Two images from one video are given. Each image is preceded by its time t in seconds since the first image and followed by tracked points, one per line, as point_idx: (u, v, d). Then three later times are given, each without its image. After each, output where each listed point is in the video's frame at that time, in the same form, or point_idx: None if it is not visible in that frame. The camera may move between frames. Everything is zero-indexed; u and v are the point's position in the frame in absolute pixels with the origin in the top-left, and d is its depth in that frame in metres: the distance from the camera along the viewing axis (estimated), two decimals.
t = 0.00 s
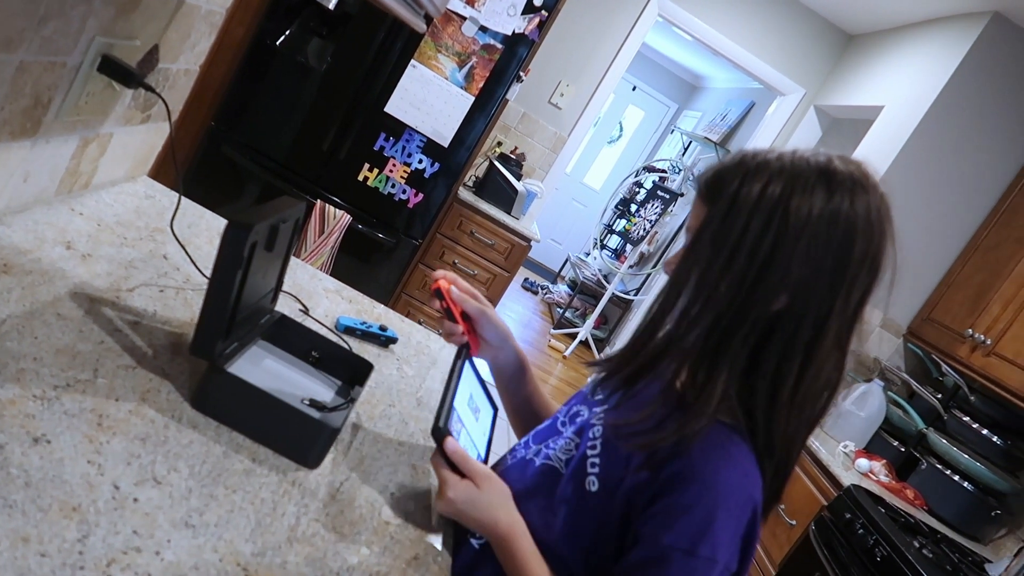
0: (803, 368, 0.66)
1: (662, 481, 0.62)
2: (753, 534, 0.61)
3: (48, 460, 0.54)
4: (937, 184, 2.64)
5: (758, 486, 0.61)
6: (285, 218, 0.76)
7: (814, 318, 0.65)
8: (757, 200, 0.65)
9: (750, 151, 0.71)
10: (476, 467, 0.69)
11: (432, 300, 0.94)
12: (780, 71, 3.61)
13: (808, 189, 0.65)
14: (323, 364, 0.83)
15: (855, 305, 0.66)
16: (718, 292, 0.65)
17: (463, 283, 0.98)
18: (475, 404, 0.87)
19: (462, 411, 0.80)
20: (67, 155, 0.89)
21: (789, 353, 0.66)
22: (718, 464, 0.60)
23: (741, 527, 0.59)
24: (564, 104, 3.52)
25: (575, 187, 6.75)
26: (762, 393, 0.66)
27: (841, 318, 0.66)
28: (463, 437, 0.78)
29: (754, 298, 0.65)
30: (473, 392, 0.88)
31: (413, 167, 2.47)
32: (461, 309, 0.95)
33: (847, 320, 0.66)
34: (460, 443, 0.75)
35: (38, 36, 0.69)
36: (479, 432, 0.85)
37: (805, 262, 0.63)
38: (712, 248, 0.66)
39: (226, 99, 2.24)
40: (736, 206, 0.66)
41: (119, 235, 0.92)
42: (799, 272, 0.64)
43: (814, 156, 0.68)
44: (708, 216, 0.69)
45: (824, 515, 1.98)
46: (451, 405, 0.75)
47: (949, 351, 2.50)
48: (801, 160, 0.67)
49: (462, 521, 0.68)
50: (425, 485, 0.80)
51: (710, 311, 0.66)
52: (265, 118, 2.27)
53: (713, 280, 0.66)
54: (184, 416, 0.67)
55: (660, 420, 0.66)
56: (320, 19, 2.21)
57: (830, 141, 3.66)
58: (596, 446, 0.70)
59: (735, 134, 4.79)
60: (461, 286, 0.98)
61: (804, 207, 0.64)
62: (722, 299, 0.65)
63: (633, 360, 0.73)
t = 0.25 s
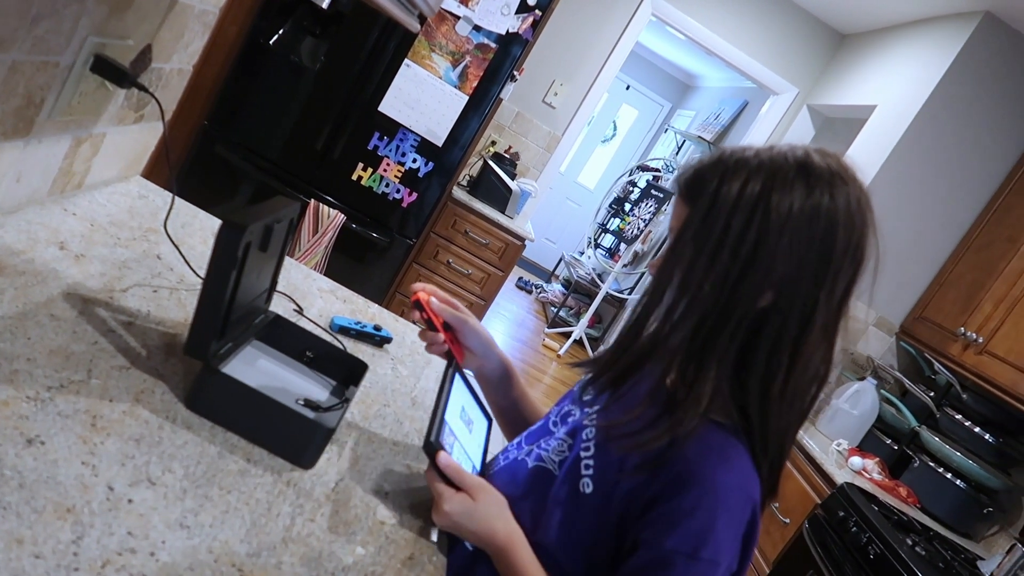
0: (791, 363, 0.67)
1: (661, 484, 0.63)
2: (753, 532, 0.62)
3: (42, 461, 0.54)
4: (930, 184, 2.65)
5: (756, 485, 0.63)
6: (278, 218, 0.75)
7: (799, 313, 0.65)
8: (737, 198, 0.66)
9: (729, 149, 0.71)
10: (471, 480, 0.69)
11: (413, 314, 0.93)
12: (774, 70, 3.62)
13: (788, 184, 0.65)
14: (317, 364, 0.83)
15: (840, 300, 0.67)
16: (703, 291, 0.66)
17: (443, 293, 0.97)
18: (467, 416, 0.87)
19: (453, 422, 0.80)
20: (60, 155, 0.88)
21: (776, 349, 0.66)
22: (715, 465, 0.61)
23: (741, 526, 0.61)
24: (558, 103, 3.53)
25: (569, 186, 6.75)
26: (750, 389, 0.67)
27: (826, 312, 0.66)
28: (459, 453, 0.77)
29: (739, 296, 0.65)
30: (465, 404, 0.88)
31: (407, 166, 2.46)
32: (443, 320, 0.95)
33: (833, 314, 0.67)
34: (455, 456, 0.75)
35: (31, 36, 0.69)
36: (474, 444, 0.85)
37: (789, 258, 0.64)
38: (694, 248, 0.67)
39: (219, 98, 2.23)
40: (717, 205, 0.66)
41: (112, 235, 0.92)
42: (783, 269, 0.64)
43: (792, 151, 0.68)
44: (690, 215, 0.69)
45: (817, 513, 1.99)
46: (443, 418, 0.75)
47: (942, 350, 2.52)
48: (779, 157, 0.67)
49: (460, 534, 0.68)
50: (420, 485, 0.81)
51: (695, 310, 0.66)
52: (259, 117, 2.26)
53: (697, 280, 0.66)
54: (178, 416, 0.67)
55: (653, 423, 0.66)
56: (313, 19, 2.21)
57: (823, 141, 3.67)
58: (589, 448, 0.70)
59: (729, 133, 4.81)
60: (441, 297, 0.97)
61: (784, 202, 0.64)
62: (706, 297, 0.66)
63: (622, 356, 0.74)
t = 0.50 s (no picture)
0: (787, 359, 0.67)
1: (663, 480, 0.63)
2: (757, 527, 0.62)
3: (48, 462, 0.55)
4: (933, 182, 2.65)
5: (759, 480, 0.63)
6: (281, 219, 0.75)
7: (796, 310, 0.65)
8: (733, 194, 0.65)
9: (724, 147, 0.71)
10: (475, 492, 0.68)
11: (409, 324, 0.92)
12: (776, 69, 3.61)
13: (784, 181, 0.65)
14: (320, 364, 0.83)
15: (839, 296, 0.67)
16: (699, 288, 0.66)
17: (436, 300, 0.96)
18: (470, 429, 0.86)
19: (455, 437, 0.79)
20: (64, 156, 0.89)
21: (772, 346, 0.66)
22: (717, 459, 0.61)
23: (746, 520, 0.60)
24: (560, 103, 3.53)
25: (571, 186, 6.75)
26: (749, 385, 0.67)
27: (823, 307, 0.66)
28: (462, 467, 0.76)
29: (735, 293, 0.65)
30: (467, 417, 0.87)
31: (409, 166, 2.46)
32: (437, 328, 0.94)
33: (830, 310, 0.67)
34: (456, 469, 0.74)
35: (35, 38, 0.69)
36: (479, 458, 0.84)
37: (786, 254, 0.64)
38: (690, 244, 0.67)
39: (221, 98, 2.24)
40: (713, 201, 0.66)
41: (116, 236, 0.92)
42: (779, 266, 0.64)
43: (787, 148, 0.68)
44: (685, 212, 0.69)
45: (820, 512, 1.99)
46: (443, 431, 0.75)
47: (945, 349, 2.51)
48: (773, 154, 0.67)
49: (467, 546, 0.68)
50: (423, 486, 0.81)
51: (691, 308, 0.66)
52: (261, 118, 2.27)
53: (694, 276, 0.66)
54: (182, 417, 0.68)
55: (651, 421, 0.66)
56: (315, 19, 2.21)
57: (825, 139, 3.66)
58: (591, 449, 0.70)
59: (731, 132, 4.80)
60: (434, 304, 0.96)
61: (780, 198, 0.64)
62: (702, 293, 0.65)
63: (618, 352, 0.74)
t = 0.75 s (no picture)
0: (787, 354, 0.66)
1: (665, 480, 0.63)
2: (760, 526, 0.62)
3: (54, 463, 0.55)
4: (938, 182, 2.64)
5: (762, 479, 0.62)
6: (287, 221, 0.75)
7: (796, 308, 0.65)
8: (732, 193, 0.65)
9: (723, 146, 0.71)
10: (474, 495, 0.69)
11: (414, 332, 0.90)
12: (780, 69, 3.60)
13: (783, 179, 0.65)
14: (325, 365, 0.83)
15: (837, 292, 0.67)
16: (698, 287, 0.66)
17: (437, 306, 0.95)
18: (477, 432, 0.86)
19: (461, 440, 0.80)
20: (69, 158, 0.89)
21: (771, 343, 0.66)
22: (719, 458, 0.61)
23: (749, 519, 0.60)
24: (564, 104, 3.53)
25: (575, 187, 6.75)
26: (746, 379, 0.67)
27: (823, 304, 0.66)
28: (465, 470, 0.77)
29: (734, 292, 0.65)
30: (474, 420, 0.87)
31: (413, 167, 2.47)
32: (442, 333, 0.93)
33: (831, 307, 0.67)
34: (461, 475, 0.74)
35: (41, 40, 0.69)
36: (485, 464, 0.84)
37: (786, 252, 0.63)
38: (689, 243, 0.67)
39: (226, 100, 2.24)
40: (712, 199, 0.66)
41: (121, 237, 0.93)
42: (779, 263, 0.64)
43: (787, 146, 0.68)
44: (685, 210, 0.69)
45: (826, 514, 1.98)
46: (447, 435, 0.75)
47: (951, 350, 2.50)
48: (772, 152, 0.67)
49: (469, 551, 0.67)
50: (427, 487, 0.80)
51: (692, 305, 0.66)
52: (265, 119, 2.27)
53: (693, 274, 0.66)
54: (187, 418, 0.68)
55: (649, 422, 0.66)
56: (319, 20, 2.19)
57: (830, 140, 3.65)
58: (592, 449, 0.71)
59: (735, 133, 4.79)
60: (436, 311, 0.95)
61: (780, 197, 0.64)
62: (702, 290, 0.66)
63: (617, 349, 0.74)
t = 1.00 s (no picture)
0: (778, 352, 0.66)
1: (659, 481, 0.63)
2: (754, 527, 0.62)
3: (52, 464, 0.55)
4: (937, 184, 2.64)
5: (756, 481, 0.63)
6: (286, 222, 0.75)
7: (786, 307, 0.65)
8: (720, 192, 0.66)
9: (712, 146, 0.72)
10: (470, 495, 0.69)
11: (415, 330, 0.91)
12: (779, 71, 3.61)
13: (771, 178, 0.65)
14: (324, 366, 0.83)
15: (827, 290, 0.67)
16: (687, 286, 0.66)
17: (441, 306, 0.95)
18: (476, 433, 0.86)
19: (460, 441, 0.80)
20: (68, 158, 0.89)
21: (761, 342, 0.66)
22: (714, 458, 0.61)
23: (743, 519, 0.60)
24: (563, 105, 3.53)
25: (574, 188, 6.75)
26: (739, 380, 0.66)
27: (812, 303, 0.66)
28: (461, 470, 0.77)
29: (723, 291, 0.65)
30: (475, 420, 0.87)
31: (412, 168, 2.47)
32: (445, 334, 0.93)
33: (821, 306, 0.67)
34: (458, 473, 0.75)
35: (40, 41, 0.69)
36: (483, 465, 0.84)
37: (774, 251, 0.64)
38: (678, 242, 0.67)
39: (225, 100, 2.24)
40: (700, 199, 0.67)
41: (120, 238, 0.93)
42: (767, 262, 0.64)
43: (775, 145, 0.69)
44: (674, 209, 0.69)
45: (824, 515, 1.98)
46: (445, 435, 0.76)
47: (949, 351, 2.51)
48: (761, 151, 0.68)
49: (465, 551, 0.68)
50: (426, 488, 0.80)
51: (680, 304, 0.66)
52: (264, 120, 2.27)
53: (681, 273, 0.66)
54: (185, 420, 0.68)
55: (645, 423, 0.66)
56: (319, 22, 2.19)
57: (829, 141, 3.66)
58: (586, 450, 0.71)
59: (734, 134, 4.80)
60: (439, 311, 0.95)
61: (767, 196, 0.64)
62: (690, 289, 0.66)
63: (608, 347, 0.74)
